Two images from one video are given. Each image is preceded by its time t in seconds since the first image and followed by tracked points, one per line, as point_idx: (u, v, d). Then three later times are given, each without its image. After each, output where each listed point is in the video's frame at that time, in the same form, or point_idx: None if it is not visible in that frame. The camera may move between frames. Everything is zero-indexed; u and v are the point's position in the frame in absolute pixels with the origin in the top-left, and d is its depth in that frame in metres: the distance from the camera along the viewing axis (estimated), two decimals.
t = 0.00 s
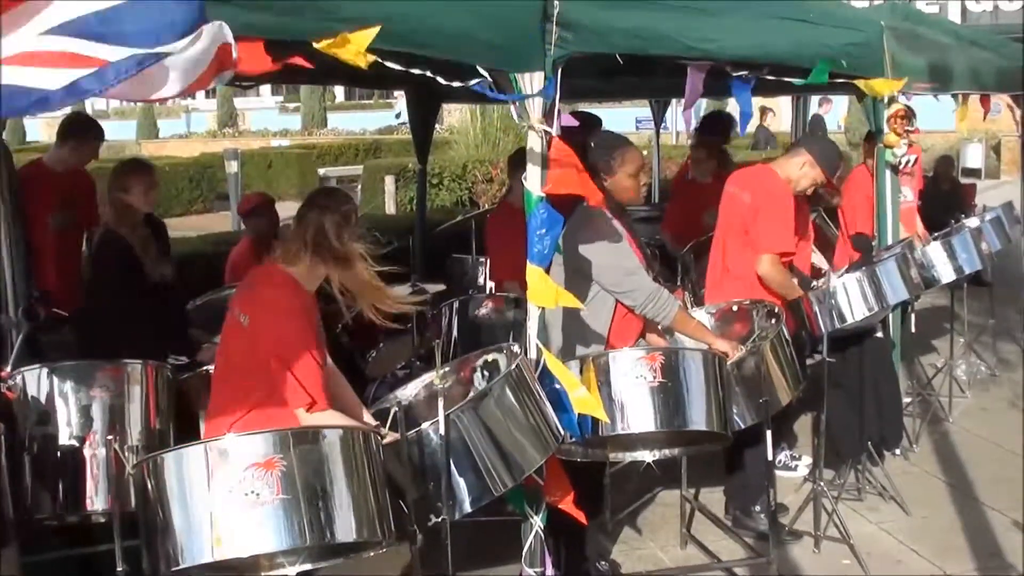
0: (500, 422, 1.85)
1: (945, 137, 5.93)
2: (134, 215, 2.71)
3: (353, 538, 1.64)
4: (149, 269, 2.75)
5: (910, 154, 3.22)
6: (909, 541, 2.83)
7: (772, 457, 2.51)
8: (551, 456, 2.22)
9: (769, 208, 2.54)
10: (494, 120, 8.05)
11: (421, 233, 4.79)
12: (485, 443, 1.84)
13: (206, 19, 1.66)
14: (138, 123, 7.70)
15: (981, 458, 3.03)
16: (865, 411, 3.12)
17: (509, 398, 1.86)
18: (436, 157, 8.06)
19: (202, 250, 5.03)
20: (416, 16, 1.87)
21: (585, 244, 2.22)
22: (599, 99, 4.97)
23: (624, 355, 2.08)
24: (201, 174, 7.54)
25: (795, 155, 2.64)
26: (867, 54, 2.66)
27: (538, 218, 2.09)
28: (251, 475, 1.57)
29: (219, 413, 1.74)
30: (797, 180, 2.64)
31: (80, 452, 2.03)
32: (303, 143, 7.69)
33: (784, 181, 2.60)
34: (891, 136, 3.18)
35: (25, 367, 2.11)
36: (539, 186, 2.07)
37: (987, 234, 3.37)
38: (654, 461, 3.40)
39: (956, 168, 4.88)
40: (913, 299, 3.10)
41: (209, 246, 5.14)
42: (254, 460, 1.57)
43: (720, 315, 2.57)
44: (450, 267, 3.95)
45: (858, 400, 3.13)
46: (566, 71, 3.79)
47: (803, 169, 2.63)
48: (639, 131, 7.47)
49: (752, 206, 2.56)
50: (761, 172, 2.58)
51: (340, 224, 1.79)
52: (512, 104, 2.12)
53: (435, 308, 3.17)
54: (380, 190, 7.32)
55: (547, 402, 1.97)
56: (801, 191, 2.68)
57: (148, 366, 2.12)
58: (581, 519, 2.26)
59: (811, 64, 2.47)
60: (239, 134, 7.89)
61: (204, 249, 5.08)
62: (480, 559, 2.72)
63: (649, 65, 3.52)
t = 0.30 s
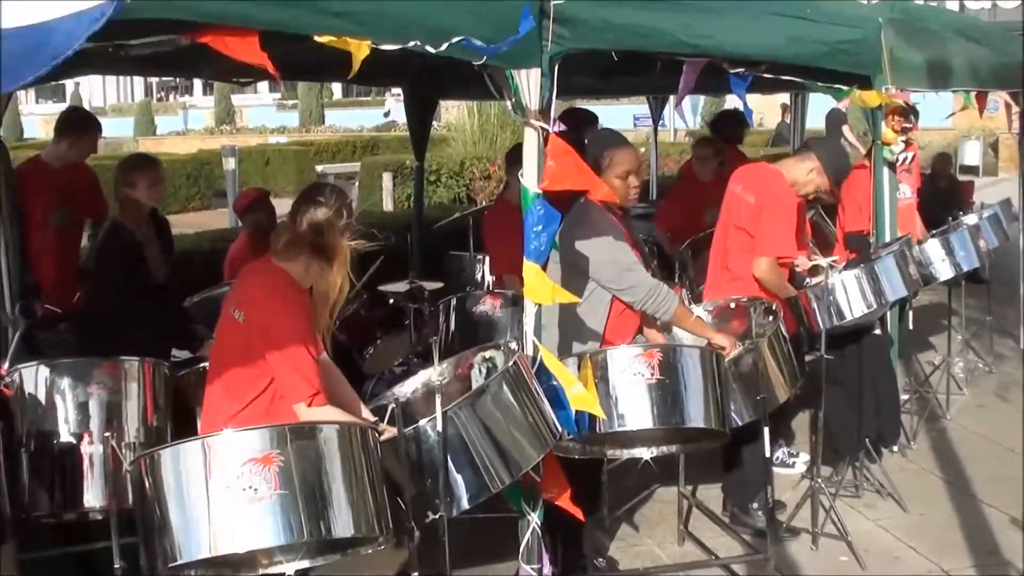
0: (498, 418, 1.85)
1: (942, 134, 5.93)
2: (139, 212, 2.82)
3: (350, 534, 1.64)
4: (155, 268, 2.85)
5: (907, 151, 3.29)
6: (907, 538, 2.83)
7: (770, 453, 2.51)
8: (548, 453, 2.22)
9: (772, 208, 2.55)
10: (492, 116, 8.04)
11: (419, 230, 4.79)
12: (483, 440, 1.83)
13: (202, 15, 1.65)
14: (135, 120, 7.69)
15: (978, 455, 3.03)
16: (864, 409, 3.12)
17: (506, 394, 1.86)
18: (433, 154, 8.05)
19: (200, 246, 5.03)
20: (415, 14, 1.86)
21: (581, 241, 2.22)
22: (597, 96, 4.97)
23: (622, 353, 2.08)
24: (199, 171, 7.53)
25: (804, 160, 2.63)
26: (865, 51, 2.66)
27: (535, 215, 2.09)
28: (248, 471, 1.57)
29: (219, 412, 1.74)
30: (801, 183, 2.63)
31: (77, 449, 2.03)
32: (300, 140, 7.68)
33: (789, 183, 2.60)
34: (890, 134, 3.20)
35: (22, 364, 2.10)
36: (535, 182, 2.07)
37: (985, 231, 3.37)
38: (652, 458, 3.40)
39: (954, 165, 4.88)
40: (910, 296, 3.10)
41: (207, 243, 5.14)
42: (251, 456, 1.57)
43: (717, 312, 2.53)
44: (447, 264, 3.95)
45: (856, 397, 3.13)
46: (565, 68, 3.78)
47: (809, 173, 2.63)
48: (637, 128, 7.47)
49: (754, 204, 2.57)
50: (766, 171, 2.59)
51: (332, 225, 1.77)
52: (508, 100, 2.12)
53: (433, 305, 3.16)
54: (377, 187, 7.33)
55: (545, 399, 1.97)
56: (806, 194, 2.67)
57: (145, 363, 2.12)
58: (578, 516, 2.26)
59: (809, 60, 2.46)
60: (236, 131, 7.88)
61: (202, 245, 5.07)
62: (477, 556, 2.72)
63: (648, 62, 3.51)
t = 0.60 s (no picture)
0: (494, 412, 1.85)
1: (940, 130, 5.93)
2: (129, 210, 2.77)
3: (347, 527, 1.64)
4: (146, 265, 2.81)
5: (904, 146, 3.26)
6: (904, 533, 2.83)
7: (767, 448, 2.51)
8: (546, 449, 2.22)
9: (769, 202, 2.55)
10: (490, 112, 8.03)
11: (416, 226, 4.78)
12: (480, 434, 1.83)
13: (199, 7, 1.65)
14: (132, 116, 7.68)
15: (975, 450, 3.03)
16: (862, 405, 3.12)
17: (503, 388, 1.86)
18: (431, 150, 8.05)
19: (197, 242, 5.02)
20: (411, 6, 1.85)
21: (577, 233, 2.22)
22: (594, 92, 4.97)
23: (619, 347, 2.08)
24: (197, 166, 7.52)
25: (799, 154, 2.64)
26: (863, 46, 2.66)
27: (532, 211, 2.07)
28: (245, 462, 1.57)
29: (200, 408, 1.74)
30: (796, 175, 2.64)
31: (75, 443, 2.02)
32: (298, 136, 7.67)
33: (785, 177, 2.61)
34: (885, 129, 3.14)
35: (19, 358, 2.10)
36: (534, 177, 2.08)
37: (983, 227, 3.37)
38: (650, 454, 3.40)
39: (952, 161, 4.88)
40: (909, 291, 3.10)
41: (204, 239, 5.13)
42: (248, 447, 1.57)
43: (716, 306, 2.54)
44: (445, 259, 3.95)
45: (853, 392, 3.13)
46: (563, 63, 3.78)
47: (804, 164, 2.63)
48: (636, 124, 7.47)
49: (752, 199, 2.57)
50: (763, 166, 2.59)
51: (319, 218, 1.78)
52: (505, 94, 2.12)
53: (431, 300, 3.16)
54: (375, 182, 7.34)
55: (542, 393, 1.97)
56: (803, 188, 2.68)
57: (142, 357, 2.12)
58: (576, 511, 2.26)
59: (807, 54, 2.46)
60: (234, 126, 7.87)
61: (200, 241, 5.07)
62: (475, 551, 2.71)
63: (646, 57, 3.51)
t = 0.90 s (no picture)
0: (495, 410, 1.85)
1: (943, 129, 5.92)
2: (114, 205, 2.76)
3: (348, 524, 1.64)
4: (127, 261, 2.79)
5: (908, 146, 3.30)
6: (903, 534, 2.84)
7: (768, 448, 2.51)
8: (547, 447, 2.22)
9: (770, 199, 2.56)
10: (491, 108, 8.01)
11: (418, 222, 4.78)
12: (481, 431, 1.83)
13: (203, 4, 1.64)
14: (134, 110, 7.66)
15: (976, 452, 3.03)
16: (862, 405, 3.12)
17: (504, 387, 1.86)
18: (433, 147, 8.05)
19: (198, 237, 5.02)
20: (407, 7, 1.86)
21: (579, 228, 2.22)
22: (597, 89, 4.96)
23: (621, 346, 2.07)
24: (199, 161, 7.52)
25: (796, 152, 2.64)
26: (866, 45, 2.65)
27: (535, 207, 2.08)
28: (246, 459, 1.56)
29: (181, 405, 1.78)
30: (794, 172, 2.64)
31: (75, 437, 2.02)
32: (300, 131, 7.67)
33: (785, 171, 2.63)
34: (889, 129, 3.17)
35: (20, 352, 2.09)
36: (537, 174, 2.08)
37: (985, 228, 3.36)
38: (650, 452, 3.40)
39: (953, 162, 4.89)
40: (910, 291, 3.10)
41: (206, 234, 5.13)
42: (249, 444, 1.56)
43: (717, 306, 2.50)
44: (445, 256, 3.94)
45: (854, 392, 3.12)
46: (566, 60, 3.77)
47: (802, 160, 2.63)
48: (637, 122, 7.47)
49: (751, 190, 2.58)
50: (764, 163, 2.60)
51: (279, 218, 1.71)
52: (510, 92, 2.12)
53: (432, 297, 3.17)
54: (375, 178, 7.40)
55: (543, 390, 1.97)
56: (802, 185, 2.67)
57: (143, 352, 2.12)
58: (576, 509, 2.26)
59: (811, 54, 2.45)
60: (236, 121, 7.85)
61: (201, 236, 5.07)
62: (474, 549, 2.72)
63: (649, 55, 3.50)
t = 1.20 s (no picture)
0: (496, 408, 1.85)
1: (946, 130, 5.91)
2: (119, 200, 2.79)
3: (350, 522, 1.64)
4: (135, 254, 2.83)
5: (911, 145, 3.25)
6: (903, 533, 2.84)
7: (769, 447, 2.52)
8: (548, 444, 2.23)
9: (779, 198, 2.58)
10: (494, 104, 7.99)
11: (420, 218, 4.79)
12: (484, 430, 1.83)
13: None
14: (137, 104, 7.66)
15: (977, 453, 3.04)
16: (863, 405, 3.12)
17: (507, 385, 1.86)
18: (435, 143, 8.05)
19: (201, 232, 5.02)
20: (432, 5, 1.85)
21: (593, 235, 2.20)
22: (601, 87, 4.96)
23: (624, 346, 2.08)
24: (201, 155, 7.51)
25: (794, 145, 2.64)
26: (870, 44, 2.65)
27: (540, 203, 2.07)
28: (249, 458, 1.56)
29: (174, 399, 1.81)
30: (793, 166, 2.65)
31: (77, 431, 2.02)
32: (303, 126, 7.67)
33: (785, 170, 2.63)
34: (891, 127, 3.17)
35: (23, 346, 2.09)
36: (541, 171, 2.08)
37: (988, 230, 3.36)
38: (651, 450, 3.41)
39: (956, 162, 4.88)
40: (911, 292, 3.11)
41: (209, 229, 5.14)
42: (252, 444, 1.56)
43: (719, 304, 2.54)
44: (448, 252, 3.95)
45: (856, 393, 3.13)
46: (570, 58, 3.77)
47: (801, 155, 2.64)
48: (640, 120, 7.47)
49: (758, 195, 2.60)
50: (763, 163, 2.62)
51: (234, 217, 1.70)
52: (515, 89, 2.10)
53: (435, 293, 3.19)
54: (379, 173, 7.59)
55: (546, 388, 1.98)
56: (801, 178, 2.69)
57: (145, 346, 2.12)
58: (579, 506, 2.27)
59: (816, 53, 2.46)
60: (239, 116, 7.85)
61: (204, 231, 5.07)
62: (475, 546, 2.72)
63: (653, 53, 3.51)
